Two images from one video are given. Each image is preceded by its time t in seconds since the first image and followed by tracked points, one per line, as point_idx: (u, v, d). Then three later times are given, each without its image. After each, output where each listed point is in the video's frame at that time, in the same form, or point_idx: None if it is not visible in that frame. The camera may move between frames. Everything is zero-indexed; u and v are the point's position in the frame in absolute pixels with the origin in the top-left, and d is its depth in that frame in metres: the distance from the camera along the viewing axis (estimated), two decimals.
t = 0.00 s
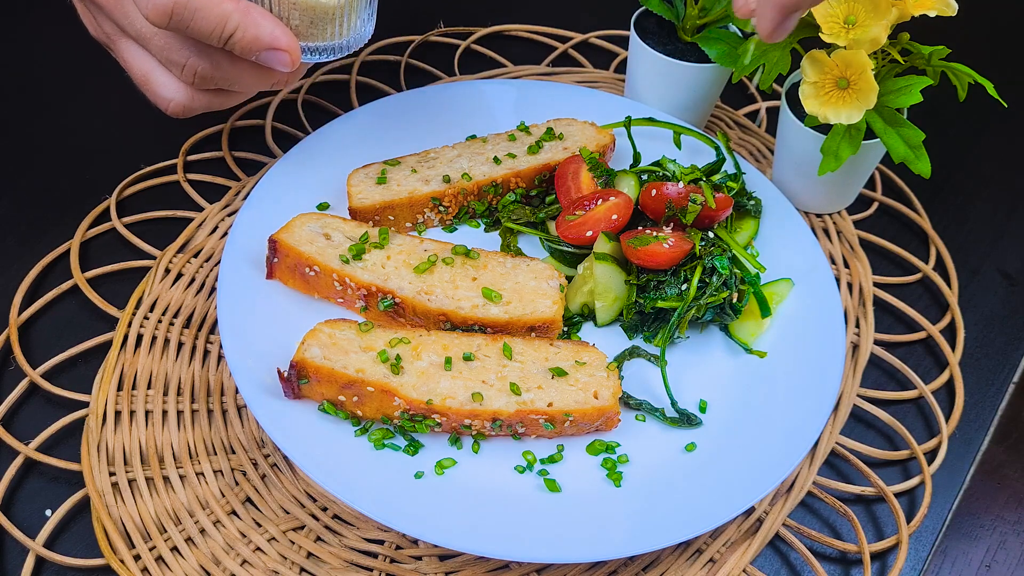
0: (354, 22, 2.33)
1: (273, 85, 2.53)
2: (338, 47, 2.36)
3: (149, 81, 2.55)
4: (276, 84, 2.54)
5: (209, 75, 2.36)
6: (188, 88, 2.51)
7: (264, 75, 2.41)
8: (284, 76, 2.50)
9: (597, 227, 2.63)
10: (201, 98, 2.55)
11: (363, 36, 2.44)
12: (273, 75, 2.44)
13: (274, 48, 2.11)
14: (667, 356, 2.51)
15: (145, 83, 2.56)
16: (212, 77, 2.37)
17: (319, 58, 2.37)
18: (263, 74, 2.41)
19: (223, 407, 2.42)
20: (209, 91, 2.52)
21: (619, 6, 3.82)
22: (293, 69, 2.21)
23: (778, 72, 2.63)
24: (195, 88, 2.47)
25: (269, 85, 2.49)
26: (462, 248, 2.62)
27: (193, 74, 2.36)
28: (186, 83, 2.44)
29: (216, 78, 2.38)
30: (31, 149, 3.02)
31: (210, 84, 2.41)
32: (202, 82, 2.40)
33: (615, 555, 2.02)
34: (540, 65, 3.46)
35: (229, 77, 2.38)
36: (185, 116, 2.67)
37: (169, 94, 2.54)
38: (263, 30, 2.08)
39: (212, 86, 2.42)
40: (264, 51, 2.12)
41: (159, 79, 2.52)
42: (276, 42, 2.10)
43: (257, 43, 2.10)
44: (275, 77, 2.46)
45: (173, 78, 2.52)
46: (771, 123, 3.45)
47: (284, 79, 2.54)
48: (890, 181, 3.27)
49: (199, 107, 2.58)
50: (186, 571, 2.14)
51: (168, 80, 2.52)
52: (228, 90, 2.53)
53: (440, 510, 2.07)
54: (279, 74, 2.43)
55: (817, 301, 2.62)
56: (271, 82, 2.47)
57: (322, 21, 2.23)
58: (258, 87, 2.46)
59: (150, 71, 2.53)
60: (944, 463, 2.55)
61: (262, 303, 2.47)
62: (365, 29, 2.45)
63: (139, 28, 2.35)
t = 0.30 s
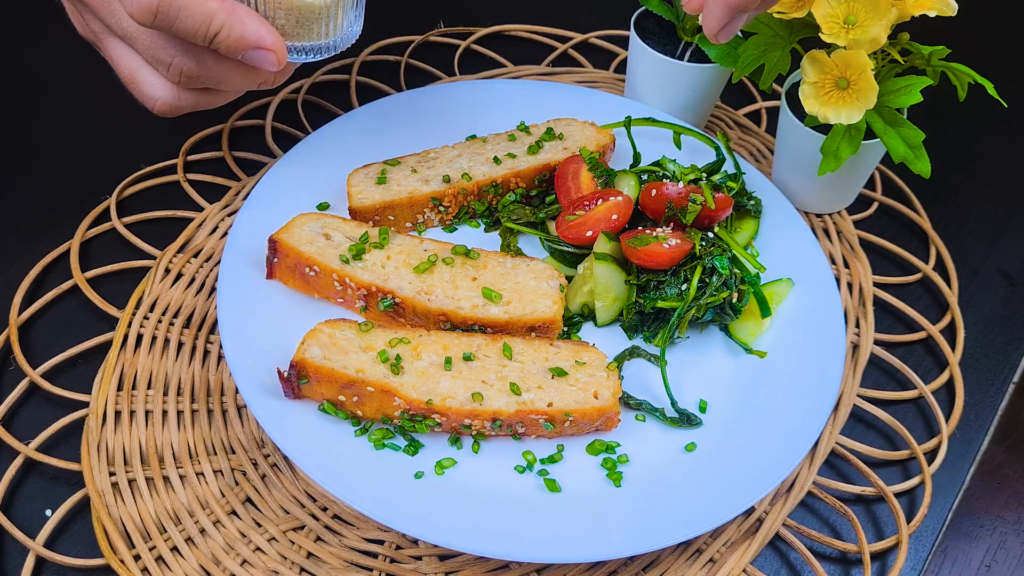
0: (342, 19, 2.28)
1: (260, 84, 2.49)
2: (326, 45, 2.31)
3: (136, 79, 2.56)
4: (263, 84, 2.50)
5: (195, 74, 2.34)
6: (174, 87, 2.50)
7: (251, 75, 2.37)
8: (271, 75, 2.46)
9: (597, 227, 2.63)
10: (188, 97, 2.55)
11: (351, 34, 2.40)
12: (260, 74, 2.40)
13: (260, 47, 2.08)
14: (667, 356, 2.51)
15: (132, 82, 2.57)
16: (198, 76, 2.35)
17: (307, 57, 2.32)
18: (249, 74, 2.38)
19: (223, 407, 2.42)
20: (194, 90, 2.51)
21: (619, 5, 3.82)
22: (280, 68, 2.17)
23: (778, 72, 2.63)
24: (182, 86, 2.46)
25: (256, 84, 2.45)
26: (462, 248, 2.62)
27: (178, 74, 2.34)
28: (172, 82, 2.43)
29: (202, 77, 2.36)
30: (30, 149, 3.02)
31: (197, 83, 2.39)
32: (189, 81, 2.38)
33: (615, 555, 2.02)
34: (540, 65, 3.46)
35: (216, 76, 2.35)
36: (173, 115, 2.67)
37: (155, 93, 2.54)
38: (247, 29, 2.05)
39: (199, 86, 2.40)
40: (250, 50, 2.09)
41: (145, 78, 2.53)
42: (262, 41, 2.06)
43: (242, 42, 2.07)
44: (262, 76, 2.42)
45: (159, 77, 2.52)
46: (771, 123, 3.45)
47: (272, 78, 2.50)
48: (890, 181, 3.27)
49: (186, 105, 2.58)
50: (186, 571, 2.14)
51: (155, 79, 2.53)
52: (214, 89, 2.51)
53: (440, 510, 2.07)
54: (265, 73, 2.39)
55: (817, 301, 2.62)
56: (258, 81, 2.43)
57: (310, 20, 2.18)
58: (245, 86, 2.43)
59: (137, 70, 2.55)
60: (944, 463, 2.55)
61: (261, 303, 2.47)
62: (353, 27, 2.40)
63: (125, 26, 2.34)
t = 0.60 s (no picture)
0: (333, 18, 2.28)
1: (249, 83, 2.48)
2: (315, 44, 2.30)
3: (125, 77, 2.55)
4: (252, 82, 2.50)
5: (183, 72, 2.33)
6: (162, 85, 2.50)
7: (240, 74, 2.37)
8: (260, 73, 2.46)
9: (597, 227, 2.63)
10: (176, 95, 2.54)
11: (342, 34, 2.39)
12: (249, 73, 2.40)
13: (246, 45, 2.06)
14: (667, 356, 2.51)
15: (120, 79, 2.57)
16: (186, 75, 2.34)
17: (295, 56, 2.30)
18: (237, 72, 2.37)
19: (223, 407, 2.42)
20: (182, 88, 2.50)
21: (619, 5, 3.82)
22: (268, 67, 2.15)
23: (778, 72, 2.63)
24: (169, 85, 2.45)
25: (244, 83, 2.44)
26: (462, 248, 2.62)
27: (167, 71, 2.34)
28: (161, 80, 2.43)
29: (190, 75, 2.35)
30: (30, 149, 3.02)
31: (184, 81, 2.38)
32: (177, 79, 2.38)
33: (615, 554, 2.02)
34: (540, 65, 3.46)
35: (204, 75, 2.34)
36: (162, 114, 2.66)
37: (144, 90, 2.53)
38: (234, 26, 2.04)
39: (188, 84, 2.39)
40: (236, 49, 2.08)
41: (134, 76, 2.53)
42: (248, 39, 2.05)
43: (229, 40, 2.06)
44: (251, 75, 2.42)
45: (148, 75, 2.51)
46: (771, 123, 3.45)
47: (259, 77, 2.49)
48: (890, 181, 3.27)
49: (174, 104, 2.57)
50: (186, 571, 2.14)
51: (143, 77, 2.53)
52: (203, 88, 2.51)
53: (439, 510, 2.07)
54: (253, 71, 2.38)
55: (817, 301, 2.62)
56: (246, 80, 2.42)
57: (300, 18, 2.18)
58: (233, 85, 2.42)
59: (126, 67, 2.54)
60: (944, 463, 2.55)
61: (261, 303, 2.47)
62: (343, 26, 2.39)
63: (113, 24, 2.34)
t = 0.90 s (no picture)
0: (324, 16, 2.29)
1: (241, 82, 2.48)
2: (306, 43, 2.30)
3: (116, 76, 2.55)
4: (244, 81, 2.50)
5: (174, 71, 2.33)
6: (154, 84, 2.50)
7: (232, 72, 2.37)
8: (251, 72, 2.46)
9: (597, 227, 2.63)
10: (168, 94, 2.54)
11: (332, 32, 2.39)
12: (241, 71, 2.40)
13: (237, 44, 2.06)
14: (667, 356, 2.51)
15: (112, 78, 2.57)
16: (178, 73, 2.34)
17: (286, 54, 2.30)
18: (229, 70, 2.36)
19: (223, 407, 2.42)
20: (174, 86, 2.50)
21: (619, 5, 3.82)
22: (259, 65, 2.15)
23: (778, 71, 2.63)
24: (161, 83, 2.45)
25: (236, 82, 2.44)
26: (462, 248, 2.62)
27: (158, 70, 2.34)
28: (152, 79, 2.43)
29: (181, 74, 2.35)
30: (30, 149, 3.02)
31: (176, 80, 2.38)
32: (169, 78, 2.38)
33: (615, 554, 2.02)
34: (541, 65, 3.46)
35: (195, 74, 2.34)
36: (154, 112, 2.66)
37: (135, 89, 2.53)
38: (224, 25, 2.04)
39: (179, 82, 2.39)
40: (228, 48, 2.08)
41: (125, 74, 2.53)
42: (240, 37, 2.05)
43: (220, 39, 2.06)
44: (242, 73, 2.42)
45: (140, 74, 2.51)
46: (771, 123, 3.45)
47: (251, 75, 2.49)
48: (890, 181, 3.27)
49: (166, 102, 2.57)
50: (186, 571, 2.15)
51: (134, 75, 2.52)
52: (195, 86, 2.50)
53: (439, 510, 2.07)
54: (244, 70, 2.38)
55: (817, 301, 2.62)
56: (238, 78, 2.42)
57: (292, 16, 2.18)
58: (225, 83, 2.42)
59: (117, 66, 2.54)
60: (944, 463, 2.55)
61: (261, 303, 2.47)
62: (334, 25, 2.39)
63: (104, 22, 2.34)
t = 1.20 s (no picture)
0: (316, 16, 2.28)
1: (233, 82, 2.48)
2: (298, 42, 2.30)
3: (107, 75, 2.55)
4: (235, 80, 2.49)
5: (165, 70, 2.32)
6: (145, 83, 2.49)
7: (223, 72, 2.37)
8: (243, 72, 2.46)
9: (597, 227, 2.63)
10: (159, 93, 2.53)
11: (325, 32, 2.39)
12: (232, 71, 2.40)
13: (227, 43, 2.06)
14: (667, 356, 2.51)
15: (103, 78, 2.56)
16: (168, 73, 2.34)
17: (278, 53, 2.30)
18: (219, 70, 2.36)
19: (223, 407, 2.42)
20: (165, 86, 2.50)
21: (619, 4, 3.82)
22: (251, 64, 2.15)
23: (778, 72, 2.63)
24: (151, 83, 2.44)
25: (227, 81, 2.44)
26: (462, 248, 2.62)
27: (148, 70, 2.33)
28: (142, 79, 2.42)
29: (172, 73, 2.34)
30: (29, 148, 3.02)
31: (166, 80, 2.38)
32: (159, 78, 2.37)
33: (614, 554, 2.02)
34: (541, 65, 3.46)
35: (186, 73, 2.34)
36: (145, 112, 2.66)
37: (126, 88, 2.52)
38: (214, 24, 2.04)
39: (170, 82, 2.39)
40: (218, 47, 2.07)
41: (116, 74, 2.52)
42: (230, 37, 2.05)
43: (210, 38, 2.05)
44: (234, 73, 2.41)
45: (130, 73, 2.51)
46: (771, 123, 3.45)
47: (242, 76, 2.49)
48: (890, 181, 3.27)
49: (156, 102, 2.57)
50: (186, 571, 2.14)
51: (125, 75, 2.52)
52: (186, 86, 2.50)
53: (440, 510, 2.07)
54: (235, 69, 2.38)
55: (817, 301, 2.62)
56: (229, 78, 2.42)
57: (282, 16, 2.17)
58: (216, 83, 2.42)
59: (109, 65, 2.54)
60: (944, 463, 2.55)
61: (261, 303, 2.46)
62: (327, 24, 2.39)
63: (95, 22, 2.33)
